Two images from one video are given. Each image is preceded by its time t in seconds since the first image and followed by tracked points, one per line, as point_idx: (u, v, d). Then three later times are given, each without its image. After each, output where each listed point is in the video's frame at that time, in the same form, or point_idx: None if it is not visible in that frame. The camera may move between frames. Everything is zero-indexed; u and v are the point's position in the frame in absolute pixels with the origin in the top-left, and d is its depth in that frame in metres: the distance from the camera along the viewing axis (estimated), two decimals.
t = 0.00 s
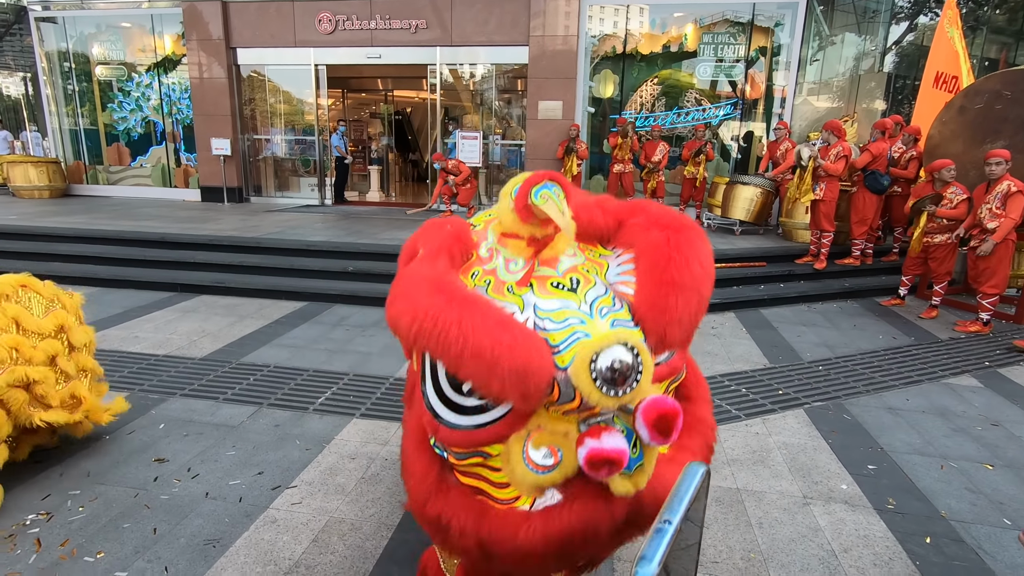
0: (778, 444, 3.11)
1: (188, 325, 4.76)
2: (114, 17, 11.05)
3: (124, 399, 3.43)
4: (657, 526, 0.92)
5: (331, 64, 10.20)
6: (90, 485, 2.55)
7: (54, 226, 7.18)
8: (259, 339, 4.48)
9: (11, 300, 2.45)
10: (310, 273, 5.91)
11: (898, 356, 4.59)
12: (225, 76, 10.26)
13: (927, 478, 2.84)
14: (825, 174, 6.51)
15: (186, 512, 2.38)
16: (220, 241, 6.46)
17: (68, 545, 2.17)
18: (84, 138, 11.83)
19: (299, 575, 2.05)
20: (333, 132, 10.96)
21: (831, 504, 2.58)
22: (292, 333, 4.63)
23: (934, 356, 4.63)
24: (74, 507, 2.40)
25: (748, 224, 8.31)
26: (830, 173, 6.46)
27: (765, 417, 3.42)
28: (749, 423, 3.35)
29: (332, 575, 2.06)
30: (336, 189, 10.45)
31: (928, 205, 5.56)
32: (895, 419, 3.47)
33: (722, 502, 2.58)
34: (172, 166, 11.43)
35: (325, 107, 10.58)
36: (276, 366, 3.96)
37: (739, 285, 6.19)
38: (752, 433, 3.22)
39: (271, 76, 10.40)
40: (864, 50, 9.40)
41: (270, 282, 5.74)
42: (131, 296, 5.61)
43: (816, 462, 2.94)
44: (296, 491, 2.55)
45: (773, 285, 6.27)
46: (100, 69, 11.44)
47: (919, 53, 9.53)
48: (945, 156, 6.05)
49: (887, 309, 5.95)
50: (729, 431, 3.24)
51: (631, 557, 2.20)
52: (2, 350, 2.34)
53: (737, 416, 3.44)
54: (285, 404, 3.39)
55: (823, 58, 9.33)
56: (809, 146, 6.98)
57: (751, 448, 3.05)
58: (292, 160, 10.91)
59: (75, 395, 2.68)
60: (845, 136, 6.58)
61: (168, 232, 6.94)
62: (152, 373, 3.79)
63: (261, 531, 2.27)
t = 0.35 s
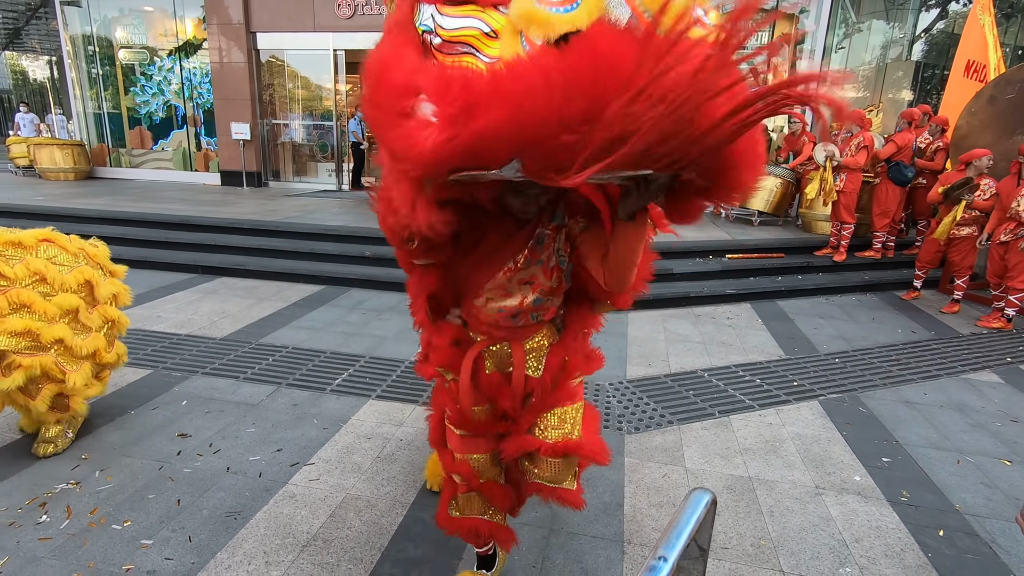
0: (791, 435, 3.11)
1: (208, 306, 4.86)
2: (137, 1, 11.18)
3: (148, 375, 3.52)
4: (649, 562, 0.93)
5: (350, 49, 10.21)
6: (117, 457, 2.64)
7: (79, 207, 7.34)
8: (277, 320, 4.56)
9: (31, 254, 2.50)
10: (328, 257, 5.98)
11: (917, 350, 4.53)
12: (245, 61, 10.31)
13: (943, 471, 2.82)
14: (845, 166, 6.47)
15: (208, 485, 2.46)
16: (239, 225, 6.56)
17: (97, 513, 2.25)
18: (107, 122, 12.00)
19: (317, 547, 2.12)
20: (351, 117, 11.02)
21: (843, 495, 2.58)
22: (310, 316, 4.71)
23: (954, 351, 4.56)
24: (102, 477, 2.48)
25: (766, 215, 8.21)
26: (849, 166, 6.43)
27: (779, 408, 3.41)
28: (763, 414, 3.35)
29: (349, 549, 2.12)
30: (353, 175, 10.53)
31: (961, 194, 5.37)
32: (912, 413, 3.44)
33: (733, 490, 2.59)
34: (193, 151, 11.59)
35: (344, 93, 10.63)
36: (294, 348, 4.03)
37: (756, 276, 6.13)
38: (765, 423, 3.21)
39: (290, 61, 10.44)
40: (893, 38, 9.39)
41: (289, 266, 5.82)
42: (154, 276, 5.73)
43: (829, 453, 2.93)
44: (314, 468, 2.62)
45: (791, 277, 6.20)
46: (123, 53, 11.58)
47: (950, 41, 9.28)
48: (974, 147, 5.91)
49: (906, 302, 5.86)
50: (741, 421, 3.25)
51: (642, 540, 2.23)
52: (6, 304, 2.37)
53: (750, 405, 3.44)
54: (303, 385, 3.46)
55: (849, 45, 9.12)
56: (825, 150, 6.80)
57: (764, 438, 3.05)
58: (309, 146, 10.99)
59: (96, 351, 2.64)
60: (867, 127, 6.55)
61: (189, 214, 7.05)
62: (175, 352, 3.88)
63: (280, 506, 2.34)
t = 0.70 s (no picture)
0: (798, 441, 3.11)
1: (221, 304, 4.92)
2: None
3: (162, 372, 3.58)
4: None
5: (361, 48, 10.27)
6: (132, 453, 2.69)
7: (94, 204, 7.44)
8: (288, 319, 4.62)
9: (53, 247, 2.52)
10: (338, 256, 6.03)
11: (926, 357, 4.52)
12: (257, 60, 10.39)
13: (950, 480, 2.83)
14: (857, 169, 6.40)
15: (222, 481, 2.51)
16: (251, 223, 6.63)
17: (114, 508, 2.30)
18: (122, 119, 12.14)
19: (328, 545, 2.16)
20: (361, 116, 11.09)
21: (850, 502, 2.59)
22: (320, 315, 4.76)
23: (964, 359, 4.54)
24: (118, 472, 2.54)
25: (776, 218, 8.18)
26: (862, 169, 6.36)
27: (786, 414, 3.42)
28: (770, 419, 3.36)
29: (359, 547, 2.15)
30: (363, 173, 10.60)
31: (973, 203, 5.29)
32: (920, 420, 3.44)
33: (739, 495, 2.61)
34: (205, 148, 11.69)
35: (354, 92, 10.69)
36: (305, 346, 4.08)
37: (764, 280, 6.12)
38: (772, 429, 3.22)
39: (302, 60, 10.52)
40: (906, 40, 9.25)
41: (300, 265, 5.87)
42: (167, 274, 5.80)
43: (836, 460, 2.94)
44: (325, 466, 2.66)
45: (800, 281, 6.19)
46: (138, 51, 11.70)
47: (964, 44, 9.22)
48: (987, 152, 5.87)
49: (916, 308, 5.83)
50: (748, 425, 3.26)
51: (648, 545, 2.26)
52: (41, 297, 2.40)
53: (757, 411, 3.45)
54: (314, 383, 3.51)
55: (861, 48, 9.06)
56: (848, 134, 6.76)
57: (771, 444, 3.06)
58: (319, 144, 11.07)
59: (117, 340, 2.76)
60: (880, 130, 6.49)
61: (202, 212, 7.13)
62: (188, 349, 3.94)
63: (291, 504, 2.38)
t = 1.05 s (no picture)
0: (797, 443, 3.11)
1: (217, 302, 4.89)
2: None
3: (157, 370, 3.55)
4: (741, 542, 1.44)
5: (360, 47, 10.24)
6: (128, 451, 2.66)
7: (89, 200, 7.38)
8: (285, 317, 4.59)
9: (28, 222, 2.48)
10: (335, 255, 6.00)
11: (923, 360, 4.53)
12: (254, 57, 10.34)
13: (948, 483, 2.83)
14: (855, 172, 6.37)
15: (218, 481, 2.48)
16: (248, 221, 6.59)
17: (108, 507, 2.27)
18: (117, 115, 12.05)
19: (325, 546, 2.14)
20: (358, 114, 11.04)
21: (848, 505, 2.59)
22: (317, 314, 4.73)
23: (961, 362, 4.56)
24: (113, 471, 2.51)
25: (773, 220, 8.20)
26: (860, 172, 6.32)
27: (784, 416, 3.42)
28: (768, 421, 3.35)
29: (357, 549, 2.13)
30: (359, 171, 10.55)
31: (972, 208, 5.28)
32: (917, 423, 3.45)
33: (738, 498, 2.60)
34: (202, 145, 11.62)
35: (352, 90, 10.64)
36: (301, 345, 4.05)
37: (762, 282, 6.13)
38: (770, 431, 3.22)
39: (299, 58, 10.47)
40: (903, 44, 9.29)
41: (296, 263, 5.84)
42: (163, 271, 5.76)
43: (835, 463, 2.94)
44: (322, 466, 2.64)
45: (797, 284, 6.20)
46: (134, 47, 11.63)
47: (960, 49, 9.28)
48: (984, 156, 5.89)
49: (913, 312, 5.85)
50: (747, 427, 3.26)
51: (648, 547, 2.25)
52: (11, 273, 2.40)
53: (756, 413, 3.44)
54: (311, 382, 3.49)
55: (859, 51, 9.10)
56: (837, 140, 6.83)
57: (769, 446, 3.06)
58: (315, 143, 10.99)
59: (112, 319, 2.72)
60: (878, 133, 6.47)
61: (198, 210, 7.09)
62: (183, 347, 3.91)
63: (289, 504, 2.36)
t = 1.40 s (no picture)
0: (789, 432, 3.15)
1: (205, 299, 4.82)
2: None
3: (145, 368, 3.49)
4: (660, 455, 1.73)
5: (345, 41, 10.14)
6: (117, 450, 2.62)
7: (69, 197, 7.23)
8: (275, 314, 4.54)
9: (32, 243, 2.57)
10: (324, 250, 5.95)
11: (909, 350, 4.60)
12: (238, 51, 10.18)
13: (936, 469, 2.88)
14: (842, 165, 6.45)
15: (211, 479, 2.45)
16: (235, 217, 6.50)
17: (100, 507, 2.24)
18: (97, 111, 11.80)
19: (322, 542, 2.12)
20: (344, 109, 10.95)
21: (840, 492, 2.63)
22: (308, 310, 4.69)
23: (945, 351, 4.64)
24: (103, 471, 2.47)
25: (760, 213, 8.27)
26: (846, 164, 6.41)
27: (775, 406, 3.46)
28: (760, 411, 3.39)
29: (354, 544, 2.12)
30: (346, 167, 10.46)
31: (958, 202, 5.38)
32: (905, 411, 3.50)
33: (733, 487, 2.63)
34: (185, 141, 11.44)
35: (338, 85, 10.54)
36: (292, 342, 4.02)
37: (751, 275, 6.19)
38: (762, 421, 3.26)
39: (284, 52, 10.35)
40: (885, 39, 9.41)
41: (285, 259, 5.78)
42: (148, 268, 5.67)
43: (826, 451, 2.98)
44: (317, 462, 2.62)
45: (785, 276, 6.26)
46: (113, 40, 11.40)
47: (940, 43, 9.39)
48: (965, 150, 5.97)
49: (897, 302, 5.94)
50: (739, 417, 3.29)
51: (645, 536, 2.26)
52: None
53: (748, 403, 3.48)
54: (302, 379, 3.45)
55: (843, 46, 9.19)
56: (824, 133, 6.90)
57: (762, 436, 3.09)
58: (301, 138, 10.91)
59: None
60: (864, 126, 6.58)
61: (183, 206, 6.97)
62: (171, 345, 3.85)
63: (284, 500, 2.34)
